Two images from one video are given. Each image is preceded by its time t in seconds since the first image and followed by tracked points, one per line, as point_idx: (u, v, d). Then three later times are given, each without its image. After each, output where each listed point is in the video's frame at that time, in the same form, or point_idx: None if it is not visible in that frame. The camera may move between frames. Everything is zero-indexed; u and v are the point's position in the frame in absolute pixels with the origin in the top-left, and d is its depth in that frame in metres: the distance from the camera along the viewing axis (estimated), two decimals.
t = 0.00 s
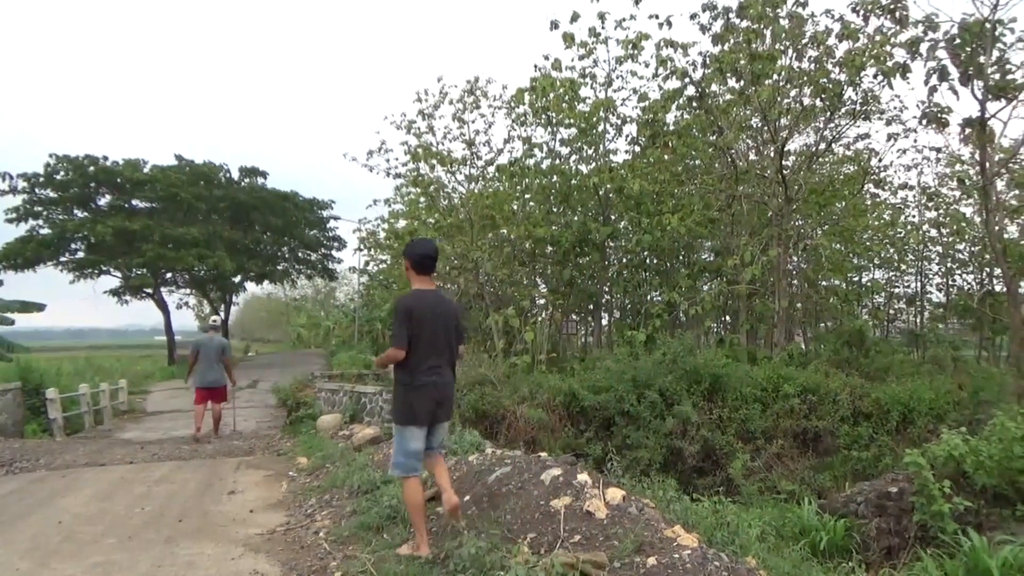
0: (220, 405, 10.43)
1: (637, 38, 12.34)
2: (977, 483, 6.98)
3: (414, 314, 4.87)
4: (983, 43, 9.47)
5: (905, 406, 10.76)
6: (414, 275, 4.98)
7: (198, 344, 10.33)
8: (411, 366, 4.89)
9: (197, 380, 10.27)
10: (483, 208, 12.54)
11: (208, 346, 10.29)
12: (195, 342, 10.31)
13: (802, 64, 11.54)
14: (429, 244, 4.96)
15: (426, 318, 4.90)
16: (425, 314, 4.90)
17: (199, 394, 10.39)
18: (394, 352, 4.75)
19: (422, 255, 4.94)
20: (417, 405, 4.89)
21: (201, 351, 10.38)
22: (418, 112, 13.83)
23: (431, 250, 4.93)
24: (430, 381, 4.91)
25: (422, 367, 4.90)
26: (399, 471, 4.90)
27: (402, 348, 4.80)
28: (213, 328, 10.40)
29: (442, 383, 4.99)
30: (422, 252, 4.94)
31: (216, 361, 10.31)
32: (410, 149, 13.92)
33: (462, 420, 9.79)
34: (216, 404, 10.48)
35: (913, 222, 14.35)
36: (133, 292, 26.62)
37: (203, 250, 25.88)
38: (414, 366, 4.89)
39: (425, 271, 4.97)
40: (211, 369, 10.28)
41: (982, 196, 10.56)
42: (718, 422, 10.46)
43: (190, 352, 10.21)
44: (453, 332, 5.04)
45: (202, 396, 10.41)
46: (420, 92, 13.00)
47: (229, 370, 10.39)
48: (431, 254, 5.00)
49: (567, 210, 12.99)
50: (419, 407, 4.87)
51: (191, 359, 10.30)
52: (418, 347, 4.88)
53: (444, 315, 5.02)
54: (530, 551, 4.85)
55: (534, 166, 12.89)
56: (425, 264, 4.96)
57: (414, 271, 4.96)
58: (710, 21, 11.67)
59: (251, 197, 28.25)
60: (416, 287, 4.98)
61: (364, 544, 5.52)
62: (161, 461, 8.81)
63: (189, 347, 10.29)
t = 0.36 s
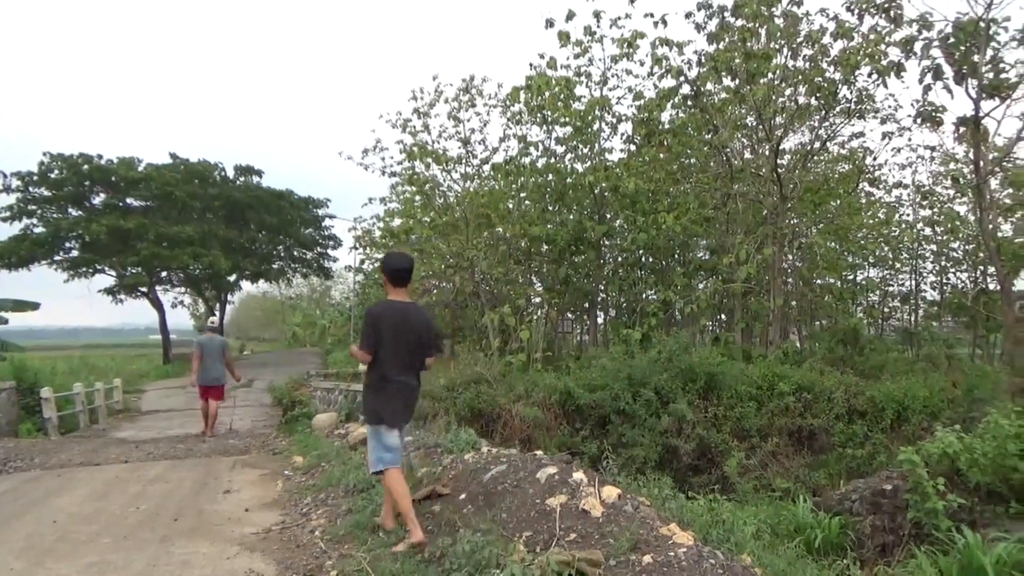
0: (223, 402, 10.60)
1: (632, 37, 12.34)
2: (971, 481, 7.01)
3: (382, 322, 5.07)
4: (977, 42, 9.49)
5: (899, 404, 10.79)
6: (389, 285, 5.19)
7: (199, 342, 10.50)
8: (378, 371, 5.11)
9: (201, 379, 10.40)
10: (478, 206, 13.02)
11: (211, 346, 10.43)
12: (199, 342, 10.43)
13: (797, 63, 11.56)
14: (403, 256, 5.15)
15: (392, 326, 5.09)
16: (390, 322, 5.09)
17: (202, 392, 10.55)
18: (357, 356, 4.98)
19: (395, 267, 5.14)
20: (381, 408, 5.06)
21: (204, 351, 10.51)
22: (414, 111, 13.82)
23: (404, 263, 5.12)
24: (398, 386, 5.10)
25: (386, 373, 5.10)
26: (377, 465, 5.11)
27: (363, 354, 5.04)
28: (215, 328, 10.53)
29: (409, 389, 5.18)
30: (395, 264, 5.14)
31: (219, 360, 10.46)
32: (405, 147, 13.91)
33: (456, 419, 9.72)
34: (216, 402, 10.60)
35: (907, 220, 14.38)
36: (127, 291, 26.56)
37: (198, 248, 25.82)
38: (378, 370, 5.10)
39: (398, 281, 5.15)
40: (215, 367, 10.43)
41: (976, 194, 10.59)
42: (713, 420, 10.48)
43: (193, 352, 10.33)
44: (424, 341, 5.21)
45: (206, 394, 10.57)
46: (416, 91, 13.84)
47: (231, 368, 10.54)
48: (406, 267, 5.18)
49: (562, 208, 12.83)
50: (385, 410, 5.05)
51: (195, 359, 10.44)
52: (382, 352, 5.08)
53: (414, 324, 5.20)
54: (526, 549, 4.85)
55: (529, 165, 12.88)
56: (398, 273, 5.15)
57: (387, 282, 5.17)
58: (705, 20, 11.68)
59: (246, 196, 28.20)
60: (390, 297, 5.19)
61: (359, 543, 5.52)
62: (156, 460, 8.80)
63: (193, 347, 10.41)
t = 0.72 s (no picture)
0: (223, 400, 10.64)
1: (632, 36, 12.32)
2: (970, 480, 7.01)
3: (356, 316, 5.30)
4: (977, 41, 9.50)
5: (898, 404, 10.81)
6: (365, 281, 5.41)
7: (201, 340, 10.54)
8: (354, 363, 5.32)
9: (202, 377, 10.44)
10: (478, 206, 13.08)
11: (211, 344, 10.46)
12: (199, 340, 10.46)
13: (796, 62, 11.56)
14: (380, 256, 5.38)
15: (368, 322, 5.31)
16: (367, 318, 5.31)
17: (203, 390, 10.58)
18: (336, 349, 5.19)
19: (373, 265, 5.36)
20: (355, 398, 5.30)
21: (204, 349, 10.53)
22: (413, 110, 13.80)
23: (381, 262, 5.35)
24: (373, 379, 5.33)
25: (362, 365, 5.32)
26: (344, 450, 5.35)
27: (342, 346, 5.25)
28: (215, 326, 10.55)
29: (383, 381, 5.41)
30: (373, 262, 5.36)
31: (219, 358, 10.49)
32: (404, 146, 13.89)
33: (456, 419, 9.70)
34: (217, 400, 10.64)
35: (906, 220, 14.39)
36: (127, 291, 26.55)
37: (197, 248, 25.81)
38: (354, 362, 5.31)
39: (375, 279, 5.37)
40: (215, 365, 10.47)
41: (975, 193, 10.60)
42: (713, 419, 10.47)
43: (193, 351, 10.36)
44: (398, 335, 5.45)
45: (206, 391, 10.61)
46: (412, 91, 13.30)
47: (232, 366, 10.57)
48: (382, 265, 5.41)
49: (562, 207, 12.80)
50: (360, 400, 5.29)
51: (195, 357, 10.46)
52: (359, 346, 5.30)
53: (388, 318, 5.44)
54: (526, 548, 4.85)
55: (528, 164, 12.87)
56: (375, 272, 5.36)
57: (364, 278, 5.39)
58: (705, 19, 11.68)
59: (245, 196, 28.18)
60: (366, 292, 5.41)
61: (358, 542, 5.52)
62: (154, 459, 8.78)
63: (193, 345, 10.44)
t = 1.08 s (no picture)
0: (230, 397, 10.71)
1: (632, 36, 12.32)
2: (970, 480, 7.01)
3: (320, 329, 5.45)
4: (977, 41, 9.50)
5: (898, 404, 10.82)
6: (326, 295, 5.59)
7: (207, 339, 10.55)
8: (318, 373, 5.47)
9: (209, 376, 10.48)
10: (478, 207, 12.99)
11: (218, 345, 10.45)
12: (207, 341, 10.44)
13: (796, 62, 11.57)
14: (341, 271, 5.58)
15: (332, 333, 5.48)
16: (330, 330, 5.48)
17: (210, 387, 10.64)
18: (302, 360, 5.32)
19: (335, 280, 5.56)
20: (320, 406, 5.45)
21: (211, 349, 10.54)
22: (413, 110, 13.80)
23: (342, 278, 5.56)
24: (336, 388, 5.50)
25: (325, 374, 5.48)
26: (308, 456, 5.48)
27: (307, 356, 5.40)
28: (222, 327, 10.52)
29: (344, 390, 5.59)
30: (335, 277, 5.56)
31: (226, 358, 10.51)
32: (405, 146, 13.89)
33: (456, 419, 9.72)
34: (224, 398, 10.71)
35: (906, 220, 14.39)
36: (127, 291, 26.55)
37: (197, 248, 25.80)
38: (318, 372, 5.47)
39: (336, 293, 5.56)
40: (222, 365, 10.50)
41: (975, 193, 10.59)
42: (713, 419, 10.47)
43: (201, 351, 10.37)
44: (360, 348, 5.61)
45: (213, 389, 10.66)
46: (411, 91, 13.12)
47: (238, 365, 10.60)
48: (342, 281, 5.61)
49: (562, 207, 12.85)
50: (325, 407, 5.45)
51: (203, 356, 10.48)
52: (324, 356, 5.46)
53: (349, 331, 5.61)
54: (526, 548, 4.85)
55: (528, 164, 12.87)
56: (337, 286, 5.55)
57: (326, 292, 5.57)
58: (704, 19, 11.68)
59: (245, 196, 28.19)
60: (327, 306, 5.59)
61: (358, 542, 5.52)
62: (155, 459, 8.79)
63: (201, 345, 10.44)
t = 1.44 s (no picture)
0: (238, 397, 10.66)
1: (632, 36, 12.33)
2: (970, 480, 7.00)
3: (288, 330, 5.66)
4: (977, 41, 9.50)
5: (898, 404, 10.83)
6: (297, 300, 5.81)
7: (219, 338, 10.68)
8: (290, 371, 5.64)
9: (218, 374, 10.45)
10: (478, 207, 12.85)
11: (227, 343, 10.48)
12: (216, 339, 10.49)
13: (796, 62, 11.56)
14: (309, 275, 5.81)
15: (300, 334, 5.68)
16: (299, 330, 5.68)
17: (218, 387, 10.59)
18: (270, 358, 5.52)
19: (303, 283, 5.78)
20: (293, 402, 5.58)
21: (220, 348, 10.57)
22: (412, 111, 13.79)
23: (310, 282, 5.77)
24: (308, 384, 5.63)
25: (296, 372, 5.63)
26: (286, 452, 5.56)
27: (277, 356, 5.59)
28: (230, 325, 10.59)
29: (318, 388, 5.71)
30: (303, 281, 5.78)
31: (234, 356, 10.51)
32: (404, 147, 13.88)
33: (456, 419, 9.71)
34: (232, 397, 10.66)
35: (906, 219, 14.39)
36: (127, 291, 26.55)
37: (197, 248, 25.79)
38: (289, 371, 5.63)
39: (305, 296, 5.77)
40: (230, 363, 10.49)
41: (975, 193, 10.59)
42: (713, 419, 10.47)
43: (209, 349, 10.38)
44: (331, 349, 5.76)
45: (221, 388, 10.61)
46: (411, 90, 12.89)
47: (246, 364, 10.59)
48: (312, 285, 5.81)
49: (562, 207, 12.87)
50: (297, 403, 5.57)
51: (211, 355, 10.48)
52: (294, 355, 5.64)
53: (319, 332, 5.79)
54: (526, 548, 4.85)
55: (528, 164, 12.87)
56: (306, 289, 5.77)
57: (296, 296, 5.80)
58: (704, 19, 11.68)
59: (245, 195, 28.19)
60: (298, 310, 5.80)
61: (358, 542, 5.53)
62: (155, 459, 8.79)
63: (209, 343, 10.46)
